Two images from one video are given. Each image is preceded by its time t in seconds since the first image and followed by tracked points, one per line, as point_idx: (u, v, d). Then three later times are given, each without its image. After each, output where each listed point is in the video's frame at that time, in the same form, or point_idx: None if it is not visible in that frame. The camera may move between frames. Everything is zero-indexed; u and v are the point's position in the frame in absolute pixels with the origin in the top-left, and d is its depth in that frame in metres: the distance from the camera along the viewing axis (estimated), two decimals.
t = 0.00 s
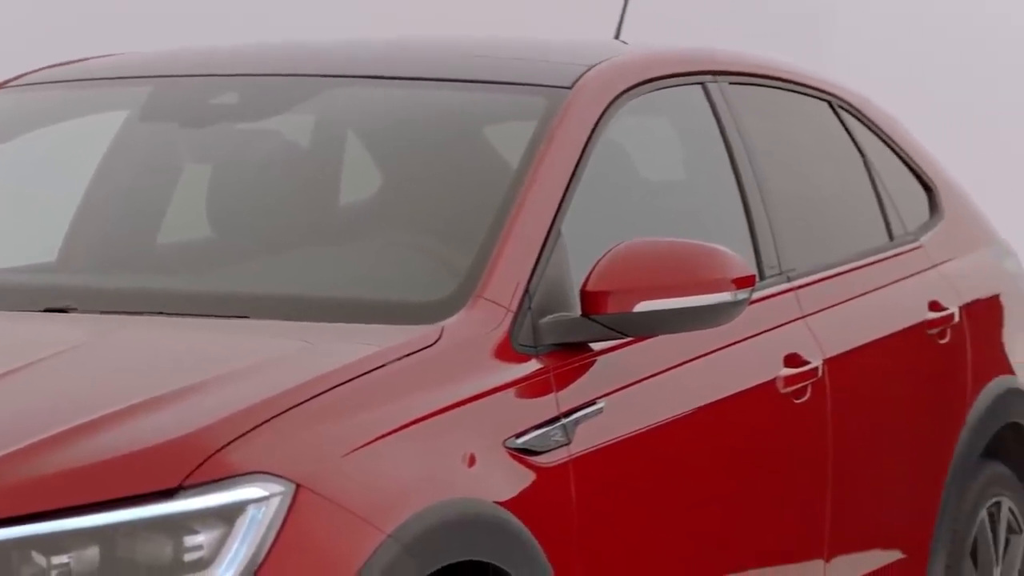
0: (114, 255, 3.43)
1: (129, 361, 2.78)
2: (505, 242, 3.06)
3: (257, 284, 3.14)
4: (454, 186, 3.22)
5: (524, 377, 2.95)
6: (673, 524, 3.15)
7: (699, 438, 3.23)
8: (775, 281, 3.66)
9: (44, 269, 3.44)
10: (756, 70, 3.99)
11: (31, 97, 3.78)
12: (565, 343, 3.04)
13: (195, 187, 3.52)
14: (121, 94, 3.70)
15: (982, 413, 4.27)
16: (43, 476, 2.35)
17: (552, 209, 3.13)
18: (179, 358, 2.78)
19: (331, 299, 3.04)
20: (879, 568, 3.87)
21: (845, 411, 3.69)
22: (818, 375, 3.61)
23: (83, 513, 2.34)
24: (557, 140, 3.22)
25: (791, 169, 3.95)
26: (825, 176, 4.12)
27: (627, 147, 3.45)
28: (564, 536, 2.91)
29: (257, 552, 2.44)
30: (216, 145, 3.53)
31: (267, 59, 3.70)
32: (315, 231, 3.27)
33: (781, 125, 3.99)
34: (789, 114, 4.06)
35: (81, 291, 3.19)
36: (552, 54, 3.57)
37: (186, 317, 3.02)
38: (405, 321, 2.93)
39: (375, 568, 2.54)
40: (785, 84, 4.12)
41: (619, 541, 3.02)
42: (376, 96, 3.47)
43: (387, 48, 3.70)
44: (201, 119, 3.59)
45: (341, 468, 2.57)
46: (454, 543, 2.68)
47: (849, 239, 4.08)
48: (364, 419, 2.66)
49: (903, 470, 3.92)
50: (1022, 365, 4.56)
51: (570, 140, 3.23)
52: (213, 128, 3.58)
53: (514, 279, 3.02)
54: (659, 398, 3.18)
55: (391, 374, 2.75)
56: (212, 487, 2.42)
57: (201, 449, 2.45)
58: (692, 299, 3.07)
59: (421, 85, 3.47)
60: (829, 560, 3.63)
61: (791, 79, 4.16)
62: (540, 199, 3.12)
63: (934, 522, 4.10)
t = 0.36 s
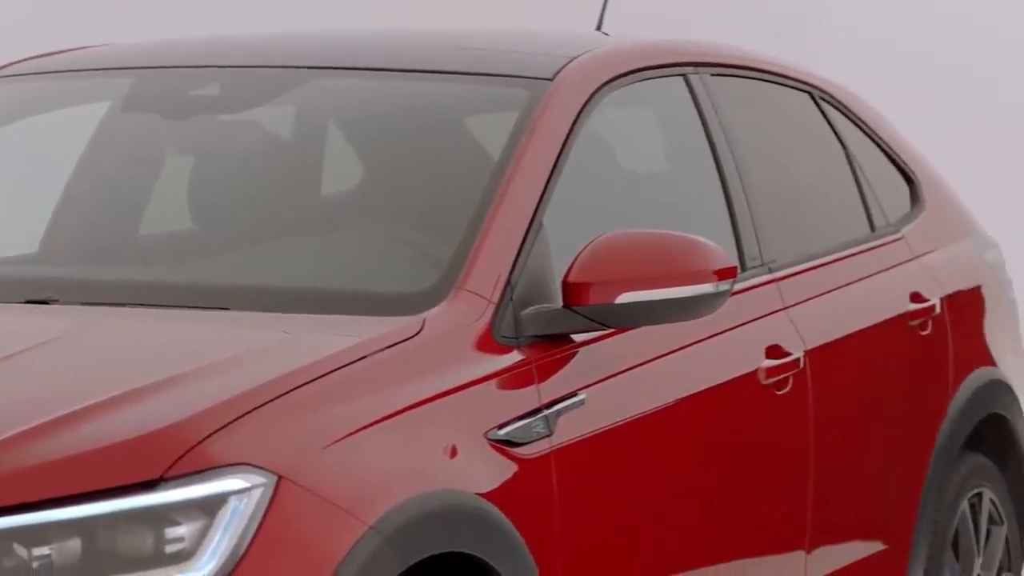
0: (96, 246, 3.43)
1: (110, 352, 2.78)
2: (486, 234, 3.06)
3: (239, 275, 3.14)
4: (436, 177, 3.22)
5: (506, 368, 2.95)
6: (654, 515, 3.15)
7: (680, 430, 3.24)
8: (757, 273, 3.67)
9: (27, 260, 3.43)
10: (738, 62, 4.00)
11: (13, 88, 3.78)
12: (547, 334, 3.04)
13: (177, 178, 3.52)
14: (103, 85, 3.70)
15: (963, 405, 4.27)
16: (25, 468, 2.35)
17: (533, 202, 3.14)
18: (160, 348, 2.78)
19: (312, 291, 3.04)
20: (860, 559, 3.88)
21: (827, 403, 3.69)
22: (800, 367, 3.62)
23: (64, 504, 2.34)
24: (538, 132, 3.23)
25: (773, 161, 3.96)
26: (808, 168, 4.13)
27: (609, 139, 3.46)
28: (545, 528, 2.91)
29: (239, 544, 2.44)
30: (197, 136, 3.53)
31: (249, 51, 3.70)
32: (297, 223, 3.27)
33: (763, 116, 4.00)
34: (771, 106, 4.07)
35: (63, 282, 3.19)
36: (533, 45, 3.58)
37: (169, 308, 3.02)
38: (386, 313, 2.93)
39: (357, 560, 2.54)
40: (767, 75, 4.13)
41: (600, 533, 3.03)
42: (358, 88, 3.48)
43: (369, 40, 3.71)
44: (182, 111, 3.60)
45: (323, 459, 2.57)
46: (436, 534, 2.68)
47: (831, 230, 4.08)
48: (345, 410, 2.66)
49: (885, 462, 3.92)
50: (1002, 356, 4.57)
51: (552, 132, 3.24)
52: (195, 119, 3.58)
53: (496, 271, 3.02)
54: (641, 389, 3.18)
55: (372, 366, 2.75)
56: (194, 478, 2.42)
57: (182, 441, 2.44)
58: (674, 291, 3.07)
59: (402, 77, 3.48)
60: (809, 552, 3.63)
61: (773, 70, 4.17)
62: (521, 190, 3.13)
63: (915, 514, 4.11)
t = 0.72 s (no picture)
0: (78, 236, 3.43)
1: (91, 341, 2.78)
2: (469, 224, 3.06)
3: (222, 266, 3.14)
4: (419, 167, 3.22)
5: (489, 358, 2.95)
6: (638, 505, 3.16)
7: (662, 418, 3.24)
8: (739, 262, 3.67)
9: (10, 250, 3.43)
10: (721, 52, 4.00)
11: None
12: (529, 324, 3.04)
13: (159, 168, 3.52)
14: (86, 75, 3.70)
15: (944, 394, 4.28)
16: (8, 457, 2.36)
17: (516, 192, 3.14)
18: (142, 338, 2.78)
19: (295, 281, 3.04)
20: (843, 548, 3.89)
21: (810, 392, 3.70)
22: (783, 356, 3.63)
23: (45, 494, 2.35)
24: (520, 123, 3.23)
25: (756, 151, 3.96)
26: (791, 159, 4.13)
27: (593, 129, 3.46)
28: (528, 517, 2.92)
29: (221, 533, 2.44)
30: (180, 126, 3.53)
31: (231, 40, 3.70)
32: (280, 213, 3.27)
33: (746, 107, 4.00)
34: (755, 96, 4.07)
35: (46, 272, 3.19)
36: (516, 35, 3.58)
37: (151, 299, 3.02)
38: (369, 303, 2.93)
39: (339, 550, 2.54)
40: (750, 65, 4.13)
41: (582, 523, 3.03)
42: (340, 78, 3.48)
43: (350, 29, 3.70)
44: (165, 101, 3.59)
45: (306, 449, 2.57)
46: (418, 524, 2.68)
47: (815, 221, 4.09)
48: (328, 400, 2.65)
49: (868, 451, 3.93)
50: (985, 346, 4.58)
51: (535, 123, 3.25)
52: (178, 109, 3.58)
53: (479, 261, 3.02)
54: (624, 379, 3.18)
55: (355, 356, 2.75)
56: (176, 468, 2.42)
57: (164, 432, 2.44)
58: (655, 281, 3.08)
59: (384, 66, 3.48)
60: (792, 541, 3.65)
61: (756, 60, 4.17)
62: (504, 181, 3.13)
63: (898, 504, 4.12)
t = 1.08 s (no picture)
0: (64, 227, 3.43)
1: (76, 330, 2.78)
2: (454, 214, 3.06)
3: (208, 256, 3.14)
4: (404, 157, 3.23)
5: (474, 348, 2.95)
6: (623, 494, 3.16)
7: (647, 408, 3.24)
8: (724, 252, 3.68)
9: None
10: (707, 42, 4.01)
11: None
12: (514, 314, 3.04)
13: (145, 159, 3.52)
14: (71, 66, 3.69)
15: (929, 384, 4.29)
16: None
17: (501, 182, 3.14)
18: (127, 328, 2.78)
19: (281, 271, 3.04)
20: (829, 538, 3.90)
21: (796, 383, 3.71)
22: (768, 346, 3.63)
23: (31, 484, 2.35)
24: (506, 113, 3.23)
25: (741, 141, 3.96)
26: (776, 149, 4.13)
27: (578, 119, 3.46)
28: (514, 507, 2.92)
29: (206, 524, 2.44)
30: (165, 116, 3.53)
31: (215, 30, 3.69)
32: (265, 203, 3.27)
33: (732, 97, 4.01)
34: (740, 86, 4.08)
35: (32, 263, 3.18)
36: (501, 26, 3.58)
37: (137, 289, 3.02)
38: (355, 293, 2.93)
39: (325, 540, 2.54)
40: (735, 55, 4.13)
41: (568, 512, 3.03)
42: (325, 68, 3.48)
43: (335, 19, 3.70)
44: (150, 91, 3.59)
45: (291, 439, 2.57)
46: (403, 513, 2.68)
47: (801, 211, 4.09)
48: (314, 390, 2.65)
49: (854, 441, 3.94)
50: (971, 336, 4.59)
51: (520, 113, 3.25)
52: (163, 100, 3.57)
53: (464, 251, 3.02)
54: (609, 369, 3.19)
55: (341, 346, 2.75)
56: (162, 459, 2.43)
57: (149, 422, 2.44)
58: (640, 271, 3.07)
59: (369, 57, 3.48)
60: (777, 531, 3.66)
61: (742, 50, 4.18)
62: (489, 171, 3.13)
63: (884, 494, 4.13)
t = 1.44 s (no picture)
0: (50, 218, 3.42)
1: (62, 321, 2.77)
2: (440, 205, 3.06)
3: (194, 247, 3.14)
4: (390, 148, 3.23)
5: (460, 339, 2.95)
6: (609, 485, 3.16)
7: (633, 399, 3.24)
8: (710, 243, 3.68)
9: None
10: (692, 33, 4.01)
11: None
12: (500, 305, 3.04)
13: (131, 149, 3.52)
14: (56, 56, 3.68)
15: (915, 375, 4.30)
16: None
17: (487, 173, 3.14)
18: (113, 318, 2.78)
19: (268, 262, 3.04)
20: (816, 529, 3.90)
21: (782, 374, 3.71)
22: (754, 337, 3.63)
23: (16, 476, 2.35)
24: (492, 104, 3.23)
25: (727, 133, 3.96)
26: (763, 141, 4.14)
27: (565, 110, 3.46)
28: (501, 498, 2.92)
29: (193, 515, 2.44)
30: (151, 107, 3.52)
31: (200, 20, 3.69)
32: (252, 194, 3.27)
33: (718, 88, 4.01)
34: (726, 77, 4.08)
35: (18, 254, 3.18)
36: (486, 16, 3.58)
37: (124, 280, 3.02)
38: (342, 284, 2.93)
39: (312, 530, 2.54)
40: (721, 47, 4.14)
41: (555, 503, 3.03)
42: (310, 59, 3.48)
43: (319, 9, 3.70)
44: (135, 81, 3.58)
45: (277, 430, 2.57)
46: (390, 504, 2.68)
47: (788, 202, 4.10)
48: (300, 380, 2.65)
49: (841, 433, 3.95)
50: (957, 328, 4.60)
51: (506, 103, 3.25)
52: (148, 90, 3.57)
53: (450, 242, 3.02)
54: (595, 359, 3.19)
55: (327, 336, 2.74)
56: (148, 450, 2.43)
57: (135, 413, 2.44)
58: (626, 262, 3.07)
59: (354, 47, 3.48)
60: (764, 522, 3.66)
61: (728, 41, 4.18)
62: (475, 161, 3.14)
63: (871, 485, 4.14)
